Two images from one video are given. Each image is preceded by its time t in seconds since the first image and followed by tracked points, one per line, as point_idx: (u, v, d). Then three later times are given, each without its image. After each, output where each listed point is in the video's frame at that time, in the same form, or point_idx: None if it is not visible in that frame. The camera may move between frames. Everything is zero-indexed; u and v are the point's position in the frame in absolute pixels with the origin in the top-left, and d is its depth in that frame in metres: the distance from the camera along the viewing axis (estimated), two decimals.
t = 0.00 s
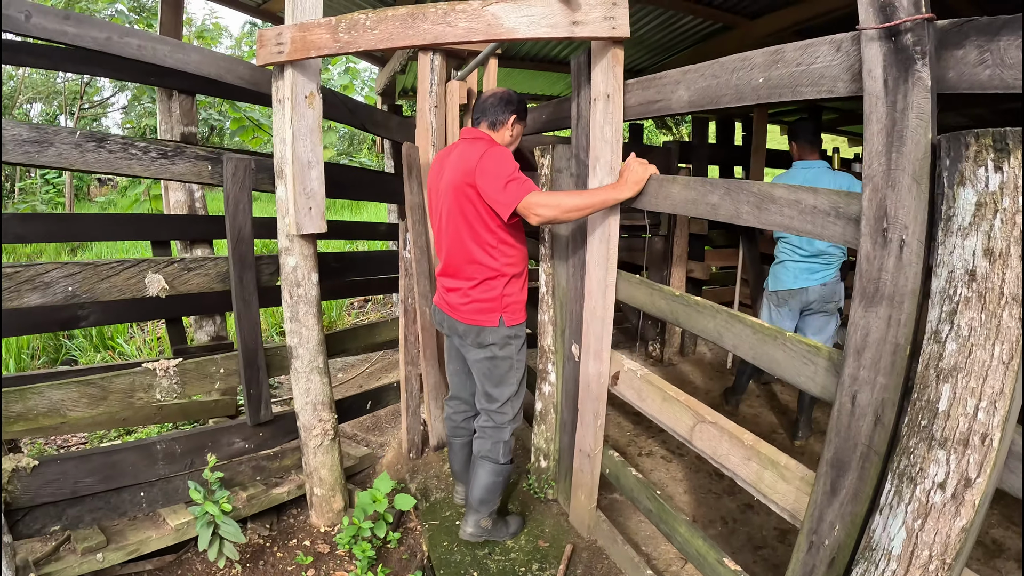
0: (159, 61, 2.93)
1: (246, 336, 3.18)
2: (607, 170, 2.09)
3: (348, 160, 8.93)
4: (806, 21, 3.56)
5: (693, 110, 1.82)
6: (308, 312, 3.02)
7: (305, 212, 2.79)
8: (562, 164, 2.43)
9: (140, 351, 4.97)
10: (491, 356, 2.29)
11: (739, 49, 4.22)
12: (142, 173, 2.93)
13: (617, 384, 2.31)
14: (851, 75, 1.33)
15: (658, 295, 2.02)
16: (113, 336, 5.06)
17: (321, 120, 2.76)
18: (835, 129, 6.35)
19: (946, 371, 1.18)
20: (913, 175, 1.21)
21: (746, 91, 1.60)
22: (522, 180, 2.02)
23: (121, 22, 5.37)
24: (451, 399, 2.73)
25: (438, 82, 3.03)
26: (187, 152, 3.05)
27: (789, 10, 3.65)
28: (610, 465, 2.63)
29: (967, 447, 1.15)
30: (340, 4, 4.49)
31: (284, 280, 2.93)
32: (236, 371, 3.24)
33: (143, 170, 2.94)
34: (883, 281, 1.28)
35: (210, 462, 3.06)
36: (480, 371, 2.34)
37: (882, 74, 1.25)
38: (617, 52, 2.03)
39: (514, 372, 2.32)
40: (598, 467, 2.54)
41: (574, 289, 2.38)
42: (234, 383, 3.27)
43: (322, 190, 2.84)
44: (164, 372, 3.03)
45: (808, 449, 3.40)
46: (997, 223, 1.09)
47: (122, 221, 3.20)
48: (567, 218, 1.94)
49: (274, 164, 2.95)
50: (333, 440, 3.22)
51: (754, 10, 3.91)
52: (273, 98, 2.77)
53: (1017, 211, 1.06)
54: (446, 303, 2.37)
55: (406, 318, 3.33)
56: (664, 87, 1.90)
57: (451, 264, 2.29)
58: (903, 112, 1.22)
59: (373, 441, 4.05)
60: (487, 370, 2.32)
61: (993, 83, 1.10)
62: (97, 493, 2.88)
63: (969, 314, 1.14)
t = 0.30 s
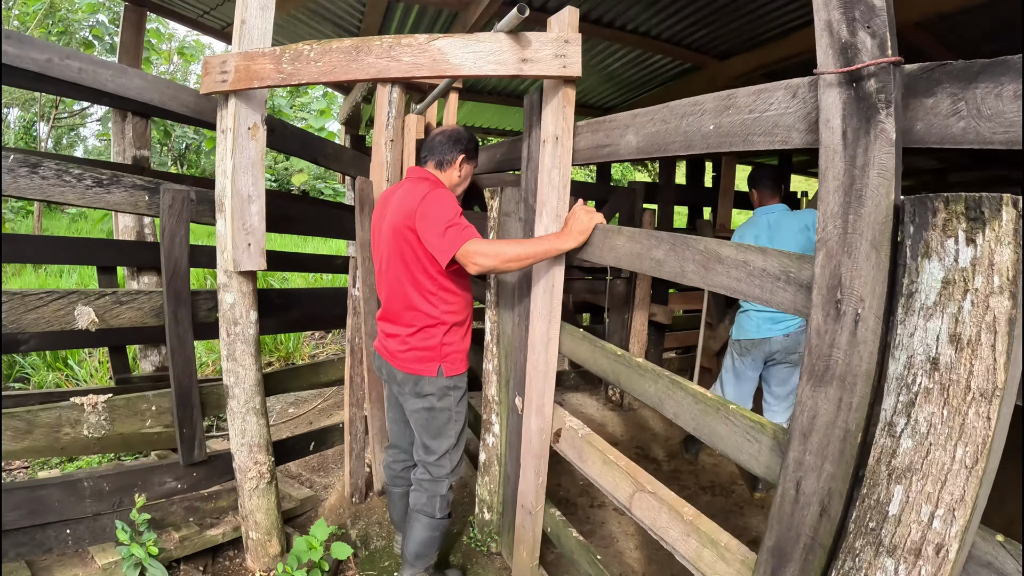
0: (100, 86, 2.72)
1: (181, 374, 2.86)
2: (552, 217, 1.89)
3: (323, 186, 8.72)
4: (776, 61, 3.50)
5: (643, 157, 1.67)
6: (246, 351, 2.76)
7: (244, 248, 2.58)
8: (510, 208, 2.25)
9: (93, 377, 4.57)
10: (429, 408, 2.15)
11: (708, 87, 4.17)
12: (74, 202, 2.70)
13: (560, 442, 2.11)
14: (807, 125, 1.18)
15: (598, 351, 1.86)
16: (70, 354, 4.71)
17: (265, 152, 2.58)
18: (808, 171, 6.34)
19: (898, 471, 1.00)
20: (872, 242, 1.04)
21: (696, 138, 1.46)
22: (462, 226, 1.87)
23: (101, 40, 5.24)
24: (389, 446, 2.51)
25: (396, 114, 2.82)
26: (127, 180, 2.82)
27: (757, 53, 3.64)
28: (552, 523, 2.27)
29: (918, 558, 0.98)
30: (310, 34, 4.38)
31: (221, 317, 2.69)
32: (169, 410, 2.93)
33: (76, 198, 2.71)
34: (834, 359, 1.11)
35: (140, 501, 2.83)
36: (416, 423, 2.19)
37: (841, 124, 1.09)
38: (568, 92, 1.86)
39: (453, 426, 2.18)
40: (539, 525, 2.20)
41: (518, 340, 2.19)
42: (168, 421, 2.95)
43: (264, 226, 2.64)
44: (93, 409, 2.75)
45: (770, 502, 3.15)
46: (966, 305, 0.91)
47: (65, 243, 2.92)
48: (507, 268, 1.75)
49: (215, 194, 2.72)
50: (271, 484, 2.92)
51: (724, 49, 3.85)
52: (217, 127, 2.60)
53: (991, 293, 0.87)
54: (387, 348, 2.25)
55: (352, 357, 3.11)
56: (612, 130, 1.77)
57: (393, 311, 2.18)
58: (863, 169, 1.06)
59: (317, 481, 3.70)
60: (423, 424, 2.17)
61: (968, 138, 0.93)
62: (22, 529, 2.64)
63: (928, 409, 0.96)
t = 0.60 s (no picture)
0: (66, 95, 2.63)
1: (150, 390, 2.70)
2: (529, 237, 1.83)
3: (314, 193, 8.59)
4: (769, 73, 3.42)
5: (622, 175, 1.58)
6: (217, 370, 2.62)
7: (213, 264, 2.47)
8: (488, 225, 2.16)
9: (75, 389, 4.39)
10: (402, 432, 2.03)
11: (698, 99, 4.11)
12: (38, 216, 2.59)
13: (536, 470, 2.02)
14: (797, 143, 1.09)
15: (575, 380, 1.82)
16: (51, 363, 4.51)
17: (237, 166, 2.48)
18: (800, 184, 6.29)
19: (889, 539, 0.95)
20: (868, 278, 0.95)
21: (677, 155, 1.37)
22: (434, 246, 1.78)
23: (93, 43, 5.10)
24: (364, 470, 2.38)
25: (377, 126, 2.72)
26: (94, 194, 2.71)
27: (748, 65, 3.57)
28: (529, 553, 2.12)
29: None
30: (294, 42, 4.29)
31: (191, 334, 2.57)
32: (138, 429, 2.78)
33: (40, 211, 2.60)
34: (823, 407, 1.03)
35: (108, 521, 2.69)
36: (389, 448, 2.07)
37: (835, 143, 1.00)
38: (547, 105, 1.77)
39: (427, 451, 2.06)
40: (516, 553, 2.08)
41: (495, 365, 2.11)
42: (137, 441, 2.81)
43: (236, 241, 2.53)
44: (58, 428, 2.61)
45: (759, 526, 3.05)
46: (974, 358, 0.84)
47: (37, 256, 2.83)
48: (479, 290, 1.69)
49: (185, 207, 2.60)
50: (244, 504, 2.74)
51: (716, 60, 3.78)
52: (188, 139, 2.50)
53: (1004, 346, 0.80)
54: (359, 370, 2.14)
55: (329, 373, 3.00)
56: (591, 146, 1.68)
57: (365, 331, 2.07)
58: (858, 195, 0.97)
59: (294, 500, 3.52)
60: (397, 447, 2.04)
61: (978, 160, 0.84)
62: None
63: (925, 474, 0.89)
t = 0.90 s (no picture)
0: (52, 98, 2.59)
1: (137, 397, 2.65)
2: (520, 242, 1.81)
3: (307, 196, 8.55)
4: (764, 76, 3.41)
5: (614, 179, 1.56)
6: (205, 376, 2.58)
7: (202, 269, 2.44)
8: (479, 230, 2.14)
9: (64, 392, 4.33)
10: (392, 439, 2.00)
11: (690, 103, 4.11)
12: (23, 221, 2.55)
13: (527, 478, 1.99)
14: (792, 148, 1.07)
15: (568, 388, 1.80)
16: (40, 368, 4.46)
17: (225, 170, 2.44)
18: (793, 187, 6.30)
19: (887, 554, 0.93)
20: (866, 288, 0.93)
21: (671, 160, 1.35)
22: (423, 251, 1.75)
23: (84, 44, 5.05)
24: (353, 477, 2.35)
25: (368, 129, 2.67)
26: (80, 198, 2.67)
27: (741, 69, 3.57)
28: (520, 560, 2.09)
29: None
30: (285, 44, 4.26)
31: (178, 340, 2.53)
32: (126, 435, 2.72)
33: (25, 216, 2.55)
34: (819, 418, 1.01)
35: (96, 529, 2.63)
36: (379, 456, 2.04)
37: (833, 149, 0.98)
38: (539, 109, 1.75)
39: (417, 459, 2.03)
40: (508, 561, 2.05)
41: (486, 371, 2.08)
42: (125, 447, 2.74)
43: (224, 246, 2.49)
44: (45, 435, 2.55)
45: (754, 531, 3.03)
46: (976, 372, 0.82)
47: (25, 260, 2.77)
48: (470, 297, 1.68)
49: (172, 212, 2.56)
50: (233, 512, 2.69)
51: (709, 63, 3.77)
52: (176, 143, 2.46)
53: (1007, 361, 0.79)
54: (348, 377, 2.12)
55: (320, 379, 2.96)
56: (583, 150, 1.66)
57: (355, 337, 2.05)
58: (856, 203, 0.95)
59: (285, 507, 3.48)
60: (387, 455, 2.02)
61: (980, 167, 0.82)
62: None
63: (925, 489, 0.88)
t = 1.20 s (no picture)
0: (41, 101, 2.56)
1: (128, 402, 2.63)
2: (513, 246, 1.80)
3: (299, 199, 8.51)
4: (757, 77, 3.41)
5: (609, 182, 1.55)
6: (197, 381, 2.55)
7: (193, 273, 2.41)
8: (472, 233, 2.12)
9: (55, 398, 4.28)
10: (386, 445, 1.98)
11: (683, 104, 4.11)
12: (12, 225, 2.52)
13: (522, 483, 1.97)
14: (789, 152, 1.06)
15: (562, 392, 1.79)
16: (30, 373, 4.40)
17: (216, 173, 2.42)
18: (785, 188, 6.33)
19: (887, 562, 0.92)
20: (864, 292, 0.93)
21: (666, 162, 1.34)
22: (416, 255, 1.74)
23: (75, 45, 5.01)
24: (346, 482, 2.33)
25: (360, 131, 2.66)
26: (70, 202, 2.64)
27: (735, 70, 3.58)
28: (516, 565, 2.08)
29: None
30: (277, 46, 4.24)
31: (170, 345, 2.50)
32: (118, 442, 2.68)
33: (14, 221, 2.52)
34: (817, 424, 1.00)
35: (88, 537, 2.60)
36: (372, 461, 2.02)
37: (830, 152, 0.97)
38: (532, 111, 1.74)
39: (411, 464, 2.01)
40: (503, 567, 2.04)
41: (480, 376, 2.06)
42: (117, 453, 2.71)
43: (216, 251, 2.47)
44: (36, 441, 2.52)
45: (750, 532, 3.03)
46: (976, 378, 0.82)
47: (13, 265, 2.74)
48: (463, 301, 1.66)
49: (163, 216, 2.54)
50: (226, 518, 2.67)
51: (702, 64, 3.77)
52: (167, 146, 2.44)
53: (1008, 367, 0.78)
54: (341, 381, 2.10)
55: (313, 383, 2.94)
56: (577, 153, 1.65)
57: (347, 342, 2.03)
58: (854, 207, 0.94)
59: (278, 512, 3.45)
60: (380, 461, 2.00)
61: (979, 171, 0.81)
62: None
63: (925, 496, 0.87)
